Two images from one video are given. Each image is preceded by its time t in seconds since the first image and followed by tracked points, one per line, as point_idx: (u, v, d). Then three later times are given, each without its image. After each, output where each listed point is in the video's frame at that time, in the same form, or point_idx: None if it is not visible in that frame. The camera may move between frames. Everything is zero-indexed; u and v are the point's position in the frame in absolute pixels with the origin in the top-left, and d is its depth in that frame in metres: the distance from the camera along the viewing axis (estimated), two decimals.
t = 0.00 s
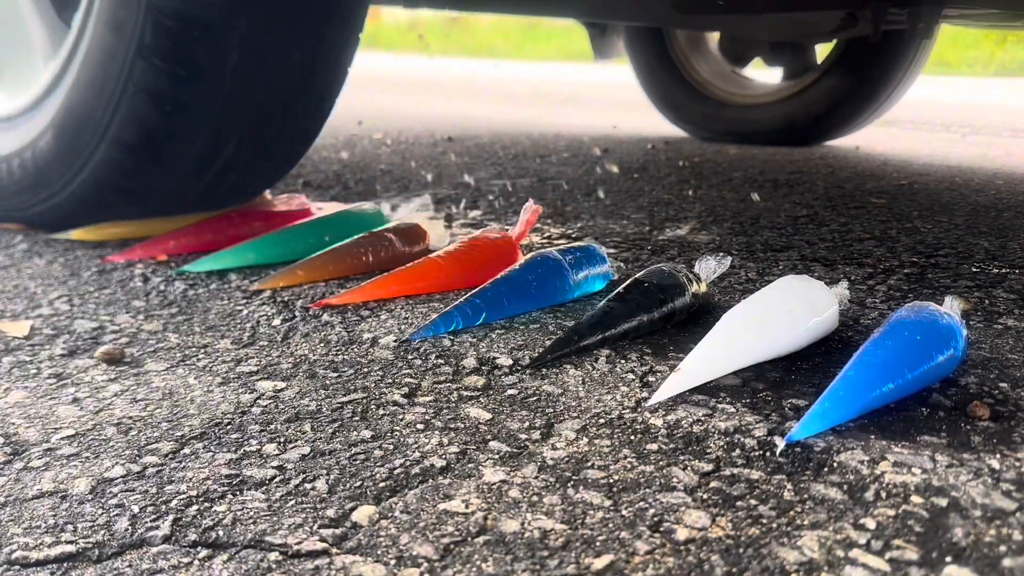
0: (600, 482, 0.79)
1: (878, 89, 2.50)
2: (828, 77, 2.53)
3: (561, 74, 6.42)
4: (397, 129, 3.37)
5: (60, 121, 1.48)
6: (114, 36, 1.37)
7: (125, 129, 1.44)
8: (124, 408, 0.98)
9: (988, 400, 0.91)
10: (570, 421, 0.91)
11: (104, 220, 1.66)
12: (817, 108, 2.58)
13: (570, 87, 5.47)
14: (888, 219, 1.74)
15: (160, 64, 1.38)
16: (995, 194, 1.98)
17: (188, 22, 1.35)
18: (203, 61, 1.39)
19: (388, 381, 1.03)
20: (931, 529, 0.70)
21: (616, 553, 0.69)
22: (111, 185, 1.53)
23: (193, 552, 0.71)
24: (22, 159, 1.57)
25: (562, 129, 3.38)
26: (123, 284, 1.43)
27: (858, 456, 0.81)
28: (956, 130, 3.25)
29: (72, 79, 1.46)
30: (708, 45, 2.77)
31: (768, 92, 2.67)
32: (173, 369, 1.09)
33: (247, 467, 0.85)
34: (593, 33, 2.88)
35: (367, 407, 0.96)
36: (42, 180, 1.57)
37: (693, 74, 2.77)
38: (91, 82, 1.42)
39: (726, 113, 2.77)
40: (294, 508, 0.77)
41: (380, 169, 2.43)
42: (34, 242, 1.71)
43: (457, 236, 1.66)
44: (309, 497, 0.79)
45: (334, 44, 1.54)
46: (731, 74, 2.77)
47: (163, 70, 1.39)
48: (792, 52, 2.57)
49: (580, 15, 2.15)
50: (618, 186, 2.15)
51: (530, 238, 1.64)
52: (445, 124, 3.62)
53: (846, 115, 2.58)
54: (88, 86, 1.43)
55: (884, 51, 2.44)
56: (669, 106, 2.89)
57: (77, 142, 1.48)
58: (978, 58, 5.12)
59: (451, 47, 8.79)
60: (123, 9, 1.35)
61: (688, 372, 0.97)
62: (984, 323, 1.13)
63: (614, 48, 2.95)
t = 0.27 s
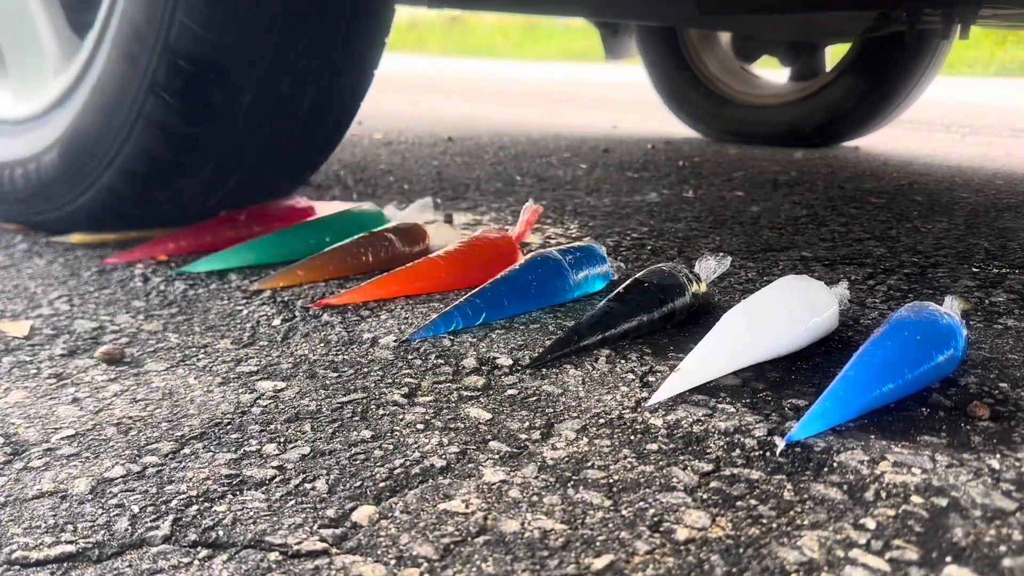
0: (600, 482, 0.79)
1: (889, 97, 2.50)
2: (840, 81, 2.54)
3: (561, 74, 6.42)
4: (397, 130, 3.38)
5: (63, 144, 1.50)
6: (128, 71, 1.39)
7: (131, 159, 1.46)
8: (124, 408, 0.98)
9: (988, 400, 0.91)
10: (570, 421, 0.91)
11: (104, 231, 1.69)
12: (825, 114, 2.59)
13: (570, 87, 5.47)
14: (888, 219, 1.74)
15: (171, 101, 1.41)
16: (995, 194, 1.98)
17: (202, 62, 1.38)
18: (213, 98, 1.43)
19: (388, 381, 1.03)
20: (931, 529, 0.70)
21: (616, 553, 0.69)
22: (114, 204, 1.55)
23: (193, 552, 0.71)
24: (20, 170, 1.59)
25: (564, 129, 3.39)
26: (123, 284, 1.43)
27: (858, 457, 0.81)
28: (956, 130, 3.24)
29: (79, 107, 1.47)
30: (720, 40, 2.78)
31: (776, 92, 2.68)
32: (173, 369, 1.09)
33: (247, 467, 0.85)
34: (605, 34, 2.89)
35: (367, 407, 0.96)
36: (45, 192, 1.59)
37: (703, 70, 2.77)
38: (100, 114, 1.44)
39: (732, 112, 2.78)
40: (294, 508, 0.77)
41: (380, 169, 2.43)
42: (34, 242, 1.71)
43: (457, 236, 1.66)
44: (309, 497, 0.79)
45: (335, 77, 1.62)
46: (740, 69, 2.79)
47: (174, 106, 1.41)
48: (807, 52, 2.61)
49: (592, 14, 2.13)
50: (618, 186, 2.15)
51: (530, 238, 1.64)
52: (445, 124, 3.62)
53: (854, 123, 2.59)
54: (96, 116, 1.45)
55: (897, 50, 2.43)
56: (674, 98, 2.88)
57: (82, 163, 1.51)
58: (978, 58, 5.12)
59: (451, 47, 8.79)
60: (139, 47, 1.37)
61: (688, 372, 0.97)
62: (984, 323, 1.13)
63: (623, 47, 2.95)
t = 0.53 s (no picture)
0: (600, 482, 0.79)
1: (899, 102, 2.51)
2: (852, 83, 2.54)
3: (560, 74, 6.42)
4: (397, 130, 3.38)
5: (70, 160, 1.50)
6: (141, 103, 1.40)
7: (139, 184, 1.47)
8: (124, 408, 0.98)
9: (989, 400, 0.91)
10: (570, 421, 0.91)
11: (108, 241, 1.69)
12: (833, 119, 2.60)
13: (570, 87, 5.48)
14: (888, 219, 1.74)
15: (181, 135, 1.41)
16: (994, 194, 1.98)
17: (213, 99, 1.39)
18: (224, 133, 1.44)
19: (388, 381, 1.03)
20: (931, 529, 0.70)
21: (616, 553, 0.69)
22: (120, 220, 1.56)
23: (193, 552, 0.71)
24: (24, 176, 1.59)
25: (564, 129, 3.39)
26: (123, 284, 1.43)
27: (858, 457, 0.81)
28: (956, 130, 3.25)
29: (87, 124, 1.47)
30: (730, 39, 2.79)
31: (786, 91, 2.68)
32: (173, 369, 1.09)
33: (247, 467, 0.85)
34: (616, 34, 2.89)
35: (367, 407, 0.96)
36: (51, 202, 1.60)
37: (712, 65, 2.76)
38: (111, 139, 1.45)
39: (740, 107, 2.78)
40: (294, 508, 0.77)
41: (380, 169, 2.43)
42: (34, 242, 1.71)
43: (457, 236, 1.67)
44: (309, 498, 0.79)
45: (351, 109, 1.60)
46: (749, 66, 2.80)
47: (184, 139, 1.42)
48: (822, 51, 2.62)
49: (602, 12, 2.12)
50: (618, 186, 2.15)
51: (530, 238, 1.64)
52: (445, 124, 3.62)
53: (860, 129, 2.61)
54: (106, 141, 1.46)
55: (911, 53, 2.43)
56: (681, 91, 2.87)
57: (90, 181, 1.52)
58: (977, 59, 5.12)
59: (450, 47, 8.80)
60: (152, 80, 1.38)
61: (688, 372, 0.97)
62: (984, 323, 1.13)
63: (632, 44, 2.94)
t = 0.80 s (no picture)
0: (600, 482, 0.79)
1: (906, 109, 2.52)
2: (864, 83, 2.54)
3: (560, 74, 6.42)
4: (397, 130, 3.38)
5: (75, 171, 1.50)
6: (150, 131, 1.40)
7: (144, 205, 1.48)
8: (124, 408, 0.98)
9: (989, 400, 0.91)
10: (570, 421, 0.91)
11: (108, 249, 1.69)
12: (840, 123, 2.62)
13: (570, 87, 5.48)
14: (887, 219, 1.74)
15: (189, 165, 1.42)
16: (994, 194, 1.98)
17: (224, 135, 1.39)
18: (232, 167, 1.44)
19: (388, 381, 1.03)
20: (931, 529, 0.70)
21: (616, 553, 0.69)
22: (124, 235, 1.57)
23: (193, 552, 0.71)
24: (27, 179, 1.59)
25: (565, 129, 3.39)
26: (123, 284, 1.43)
27: (858, 457, 0.81)
28: (956, 130, 3.24)
29: (96, 140, 1.47)
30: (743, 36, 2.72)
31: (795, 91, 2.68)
32: (173, 369, 1.09)
33: (247, 467, 0.85)
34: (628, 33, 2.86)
35: (367, 407, 0.96)
36: (52, 210, 1.59)
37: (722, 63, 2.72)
38: (118, 159, 1.45)
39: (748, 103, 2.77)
40: (294, 508, 0.77)
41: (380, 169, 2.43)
42: (33, 242, 1.70)
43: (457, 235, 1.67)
44: (309, 497, 0.79)
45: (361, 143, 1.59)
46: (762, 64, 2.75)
47: (192, 169, 1.42)
48: (837, 52, 2.58)
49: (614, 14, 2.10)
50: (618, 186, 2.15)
51: (529, 238, 1.64)
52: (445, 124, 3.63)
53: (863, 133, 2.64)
54: (113, 162, 1.46)
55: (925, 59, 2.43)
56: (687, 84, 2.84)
57: (94, 195, 1.52)
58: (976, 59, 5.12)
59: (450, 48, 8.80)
60: (163, 111, 1.38)
61: (689, 372, 0.97)
62: (984, 323, 1.13)
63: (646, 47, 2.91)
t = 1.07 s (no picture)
0: (600, 482, 0.79)
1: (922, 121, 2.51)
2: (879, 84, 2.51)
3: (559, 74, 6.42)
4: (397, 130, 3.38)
5: (81, 182, 1.49)
6: (157, 156, 1.39)
7: (145, 224, 1.48)
8: (124, 408, 0.98)
9: (989, 400, 0.91)
10: (570, 420, 0.91)
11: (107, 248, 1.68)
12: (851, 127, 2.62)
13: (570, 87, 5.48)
14: (888, 219, 1.74)
15: (196, 194, 1.40)
16: (994, 194, 1.98)
17: (233, 171, 1.37)
18: (240, 198, 1.42)
19: (388, 381, 1.03)
20: (931, 529, 0.70)
21: (616, 553, 0.69)
22: (123, 245, 1.57)
23: (193, 552, 0.71)
24: (30, 181, 1.57)
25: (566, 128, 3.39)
26: (123, 284, 1.43)
27: (858, 456, 0.81)
28: (956, 130, 3.24)
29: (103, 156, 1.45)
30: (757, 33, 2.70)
31: (806, 91, 2.68)
32: (173, 369, 1.09)
33: (247, 467, 0.85)
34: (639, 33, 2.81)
35: (367, 407, 0.96)
36: (52, 215, 1.58)
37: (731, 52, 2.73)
38: (121, 178, 1.44)
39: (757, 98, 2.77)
40: (294, 508, 0.77)
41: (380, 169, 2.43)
42: (34, 242, 1.70)
43: (457, 235, 1.67)
44: (309, 497, 0.79)
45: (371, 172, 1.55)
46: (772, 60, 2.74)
47: (199, 198, 1.41)
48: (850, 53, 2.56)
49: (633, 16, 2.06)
50: (618, 186, 2.15)
51: (529, 238, 1.64)
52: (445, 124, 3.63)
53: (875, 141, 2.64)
54: (116, 181, 1.45)
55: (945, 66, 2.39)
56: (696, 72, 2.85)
57: (97, 207, 1.51)
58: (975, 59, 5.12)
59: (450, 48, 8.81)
60: (172, 140, 1.36)
61: (689, 372, 0.97)
62: (984, 323, 1.13)
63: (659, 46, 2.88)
